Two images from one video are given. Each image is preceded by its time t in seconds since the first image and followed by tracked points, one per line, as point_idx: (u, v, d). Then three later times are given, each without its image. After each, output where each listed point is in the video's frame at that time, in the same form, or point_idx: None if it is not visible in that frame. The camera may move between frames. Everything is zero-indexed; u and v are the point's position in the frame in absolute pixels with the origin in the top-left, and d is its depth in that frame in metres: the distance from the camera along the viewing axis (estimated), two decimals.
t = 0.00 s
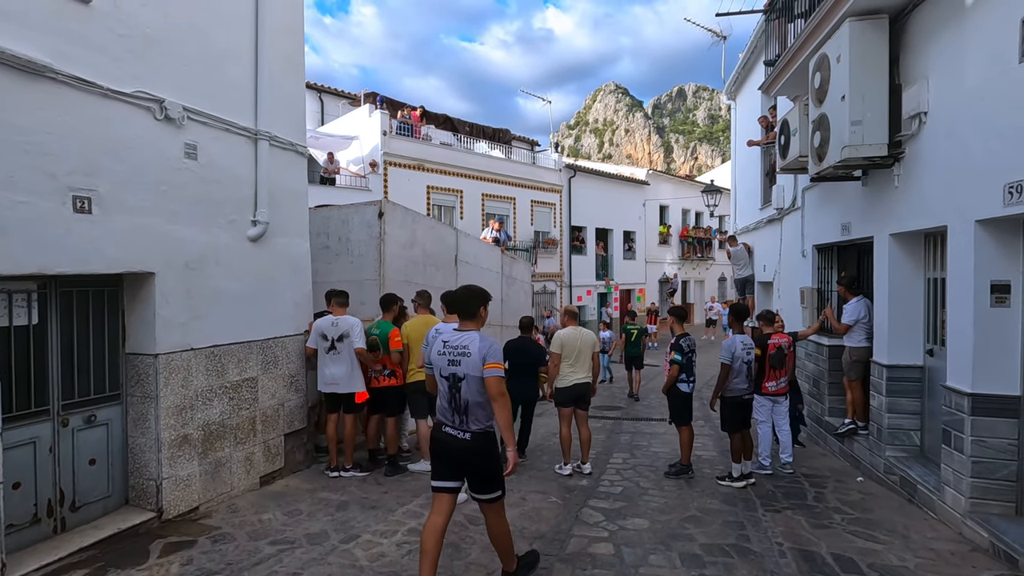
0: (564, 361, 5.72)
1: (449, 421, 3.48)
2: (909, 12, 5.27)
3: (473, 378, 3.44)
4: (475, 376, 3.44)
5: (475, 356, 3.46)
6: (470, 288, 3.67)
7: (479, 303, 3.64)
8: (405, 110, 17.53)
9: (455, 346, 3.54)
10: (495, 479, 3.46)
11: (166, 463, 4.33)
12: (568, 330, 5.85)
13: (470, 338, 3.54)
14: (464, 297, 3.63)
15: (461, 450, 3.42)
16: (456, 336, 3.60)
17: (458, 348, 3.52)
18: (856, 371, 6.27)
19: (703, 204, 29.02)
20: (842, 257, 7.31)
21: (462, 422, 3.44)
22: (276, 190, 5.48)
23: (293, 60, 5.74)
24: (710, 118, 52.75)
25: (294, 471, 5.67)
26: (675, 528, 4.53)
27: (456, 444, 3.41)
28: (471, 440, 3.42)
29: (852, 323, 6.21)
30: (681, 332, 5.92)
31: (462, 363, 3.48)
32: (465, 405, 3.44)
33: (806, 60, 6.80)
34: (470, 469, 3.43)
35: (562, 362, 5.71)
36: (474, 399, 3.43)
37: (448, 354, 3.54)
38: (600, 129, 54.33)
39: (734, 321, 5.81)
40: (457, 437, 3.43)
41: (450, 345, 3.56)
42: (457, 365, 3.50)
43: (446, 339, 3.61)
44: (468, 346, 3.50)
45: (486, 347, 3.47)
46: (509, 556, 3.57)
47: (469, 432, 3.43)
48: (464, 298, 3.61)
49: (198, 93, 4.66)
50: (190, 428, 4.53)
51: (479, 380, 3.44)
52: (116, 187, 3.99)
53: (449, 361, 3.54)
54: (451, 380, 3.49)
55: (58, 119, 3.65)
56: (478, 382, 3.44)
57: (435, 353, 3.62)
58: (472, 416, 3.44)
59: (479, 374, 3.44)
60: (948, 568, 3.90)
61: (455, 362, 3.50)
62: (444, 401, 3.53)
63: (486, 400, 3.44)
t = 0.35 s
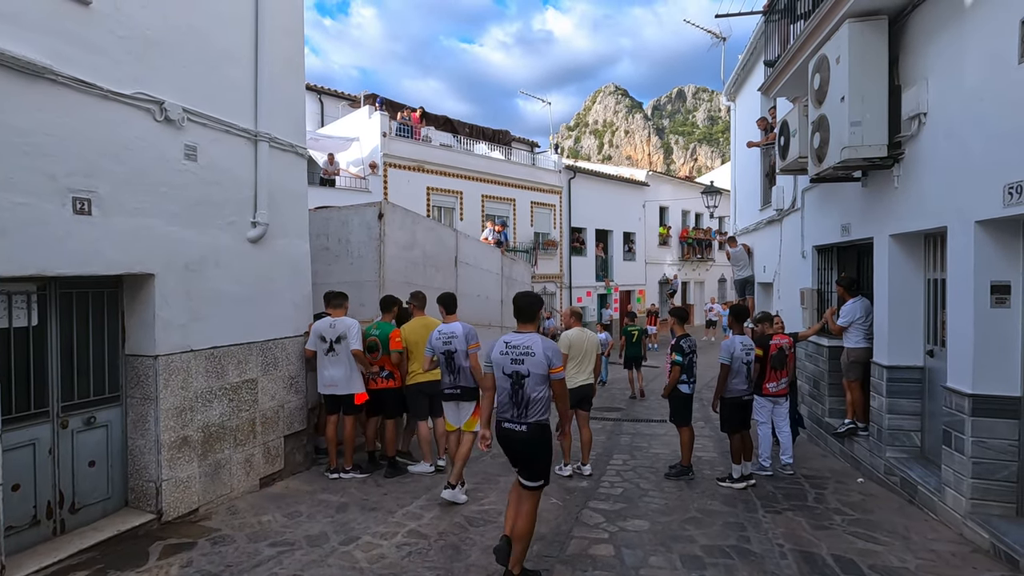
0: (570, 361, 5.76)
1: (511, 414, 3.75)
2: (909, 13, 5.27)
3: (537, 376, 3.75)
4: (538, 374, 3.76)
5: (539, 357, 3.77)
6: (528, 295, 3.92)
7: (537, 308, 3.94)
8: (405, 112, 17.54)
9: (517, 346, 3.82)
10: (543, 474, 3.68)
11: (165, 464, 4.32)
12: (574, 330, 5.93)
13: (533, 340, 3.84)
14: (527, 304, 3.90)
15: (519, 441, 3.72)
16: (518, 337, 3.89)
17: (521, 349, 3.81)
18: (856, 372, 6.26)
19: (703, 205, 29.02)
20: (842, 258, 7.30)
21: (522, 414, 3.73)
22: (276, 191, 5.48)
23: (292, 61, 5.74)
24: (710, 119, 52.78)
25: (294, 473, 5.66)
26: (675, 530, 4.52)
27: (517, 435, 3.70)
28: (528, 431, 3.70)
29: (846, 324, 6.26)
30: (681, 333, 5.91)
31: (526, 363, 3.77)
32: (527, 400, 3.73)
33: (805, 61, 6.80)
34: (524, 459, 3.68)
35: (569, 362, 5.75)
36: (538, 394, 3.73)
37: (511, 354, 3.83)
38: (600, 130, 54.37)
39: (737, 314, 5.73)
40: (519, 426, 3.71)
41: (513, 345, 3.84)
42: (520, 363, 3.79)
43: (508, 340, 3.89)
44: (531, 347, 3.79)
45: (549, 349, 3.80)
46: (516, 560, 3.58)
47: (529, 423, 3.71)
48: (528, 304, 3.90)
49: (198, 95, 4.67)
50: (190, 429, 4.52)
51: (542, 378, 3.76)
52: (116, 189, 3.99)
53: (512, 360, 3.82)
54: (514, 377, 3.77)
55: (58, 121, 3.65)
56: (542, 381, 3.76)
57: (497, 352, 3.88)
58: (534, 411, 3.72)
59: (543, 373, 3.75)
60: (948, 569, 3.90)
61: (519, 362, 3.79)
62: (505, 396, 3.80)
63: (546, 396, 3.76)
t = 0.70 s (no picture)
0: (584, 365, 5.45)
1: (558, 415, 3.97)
2: (910, 12, 5.26)
3: (583, 379, 3.94)
4: (584, 378, 3.94)
5: (583, 361, 3.96)
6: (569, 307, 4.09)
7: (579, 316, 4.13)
8: (405, 112, 17.56)
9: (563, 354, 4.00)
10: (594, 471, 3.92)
11: (166, 465, 4.32)
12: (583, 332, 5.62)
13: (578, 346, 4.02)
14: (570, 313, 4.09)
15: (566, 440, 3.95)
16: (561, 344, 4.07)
17: (566, 354, 3.99)
18: (856, 373, 6.25)
19: (704, 206, 29.00)
20: (843, 258, 7.27)
21: (568, 415, 3.94)
22: (276, 192, 5.48)
23: (292, 62, 5.74)
24: (711, 120, 52.78)
25: (294, 474, 5.65)
26: (676, 531, 4.51)
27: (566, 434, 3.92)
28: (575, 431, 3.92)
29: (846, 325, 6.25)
30: (682, 334, 5.90)
31: (571, 368, 3.95)
32: (573, 402, 3.93)
33: (807, 61, 6.79)
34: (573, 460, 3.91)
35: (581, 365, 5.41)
36: (584, 396, 3.93)
37: (557, 360, 4.01)
38: (600, 131, 54.40)
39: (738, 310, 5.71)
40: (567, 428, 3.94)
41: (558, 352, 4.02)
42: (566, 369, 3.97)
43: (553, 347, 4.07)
44: (575, 352, 3.98)
45: (593, 354, 3.98)
46: (551, 531, 3.72)
47: (576, 424, 3.93)
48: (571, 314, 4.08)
49: (199, 96, 4.67)
50: (191, 430, 4.52)
51: (589, 382, 3.95)
52: (117, 190, 3.99)
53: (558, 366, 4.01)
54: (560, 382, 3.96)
55: (58, 122, 3.65)
56: (587, 384, 3.95)
57: (543, 358, 4.08)
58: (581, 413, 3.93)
59: (588, 376, 3.94)
60: (950, 571, 3.88)
61: (565, 367, 3.97)
62: (553, 398, 4.02)
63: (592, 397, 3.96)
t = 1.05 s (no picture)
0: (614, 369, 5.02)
1: (703, 416, 3.75)
2: (948, 4, 5.12)
3: (734, 375, 3.78)
4: (734, 374, 3.78)
5: (735, 357, 3.82)
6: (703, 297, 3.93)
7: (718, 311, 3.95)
8: (430, 112, 17.68)
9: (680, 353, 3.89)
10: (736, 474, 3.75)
11: (197, 457, 4.44)
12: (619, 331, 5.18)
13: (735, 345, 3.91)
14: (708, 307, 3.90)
15: (708, 442, 3.73)
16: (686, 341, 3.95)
17: (716, 350, 3.83)
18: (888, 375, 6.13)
19: (731, 205, 28.61)
20: (877, 256, 7.02)
21: (722, 416, 3.73)
22: (304, 191, 5.58)
23: (320, 63, 5.83)
24: (738, 117, 52.03)
25: (320, 468, 5.74)
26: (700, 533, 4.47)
27: (717, 436, 3.69)
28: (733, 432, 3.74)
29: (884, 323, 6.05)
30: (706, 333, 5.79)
31: (722, 363, 3.79)
32: (726, 400, 3.74)
33: (838, 56, 6.67)
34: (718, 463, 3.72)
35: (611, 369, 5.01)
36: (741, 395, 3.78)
37: (703, 355, 3.83)
38: (626, 129, 54.03)
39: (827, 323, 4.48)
40: (698, 429, 3.74)
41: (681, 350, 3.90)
42: (715, 365, 3.80)
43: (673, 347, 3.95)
44: (726, 347, 3.84)
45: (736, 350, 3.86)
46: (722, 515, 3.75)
47: (730, 426, 3.73)
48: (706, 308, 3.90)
49: (230, 97, 4.78)
50: (221, 424, 4.63)
51: (737, 380, 3.79)
52: (151, 189, 4.11)
53: (702, 361, 3.83)
54: (714, 377, 3.77)
55: (96, 124, 3.77)
56: (738, 381, 3.80)
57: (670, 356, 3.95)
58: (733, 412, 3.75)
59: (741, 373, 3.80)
60: None
61: (713, 362, 3.80)
62: (695, 397, 3.78)
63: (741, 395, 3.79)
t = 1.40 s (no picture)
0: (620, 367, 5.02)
1: (691, 412, 3.73)
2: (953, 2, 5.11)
3: (718, 369, 3.69)
4: (718, 367, 3.69)
5: (718, 349, 3.72)
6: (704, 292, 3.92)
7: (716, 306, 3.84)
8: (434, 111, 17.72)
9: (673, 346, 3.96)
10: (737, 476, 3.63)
11: (205, 454, 4.47)
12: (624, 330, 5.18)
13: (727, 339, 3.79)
14: (702, 302, 3.90)
15: (700, 442, 3.67)
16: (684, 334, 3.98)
17: (701, 342, 3.79)
18: (893, 374, 6.14)
19: (735, 204, 28.56)
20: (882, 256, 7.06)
21: (707, 412, 3.68)
22: (310, 190, 5.61)
23: (326, 63, 5.85)
24: (743, 116, 51.93)
25: (326, 466, 5.77)
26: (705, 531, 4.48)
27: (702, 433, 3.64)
28: (718, 430, 3.64)
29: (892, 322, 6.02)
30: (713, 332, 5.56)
31: (705, 355, 3.75)
32: (710, 394, 3.68)
33: (843, 55, 6.67)
34: (714, 464, 3.63)
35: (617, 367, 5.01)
36: (726, 388, 3.66)
37: (689, 348, 3.83)
38: (630, 129, 53.99)
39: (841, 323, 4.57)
40: (685, 427, 3.71)
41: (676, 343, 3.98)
42: (699, 358, 3.77)
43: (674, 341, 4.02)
44: (710, 339, 3.76)
45: (728, 343, 3.73)
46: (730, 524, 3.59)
47: (718, 422, 3.64)
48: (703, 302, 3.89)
49: (237, 97, 4.81)
50: (228, 421, 4.67)
51: (724, 374, 3.68)
52: (159, 188, 4.14)
53: (687, 354, 3.82)
54: (695, 369, 3.75)
55: (105, 123, 3.80)
56: (723, 375, 3.68)
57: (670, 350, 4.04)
58: (720, 407, 3.66)
59: (725, 367, 3.68)
60: None
61: (697, 354, 3.78)
62: (684, 392, 3.77)
63: (729, 390, 3.66)
